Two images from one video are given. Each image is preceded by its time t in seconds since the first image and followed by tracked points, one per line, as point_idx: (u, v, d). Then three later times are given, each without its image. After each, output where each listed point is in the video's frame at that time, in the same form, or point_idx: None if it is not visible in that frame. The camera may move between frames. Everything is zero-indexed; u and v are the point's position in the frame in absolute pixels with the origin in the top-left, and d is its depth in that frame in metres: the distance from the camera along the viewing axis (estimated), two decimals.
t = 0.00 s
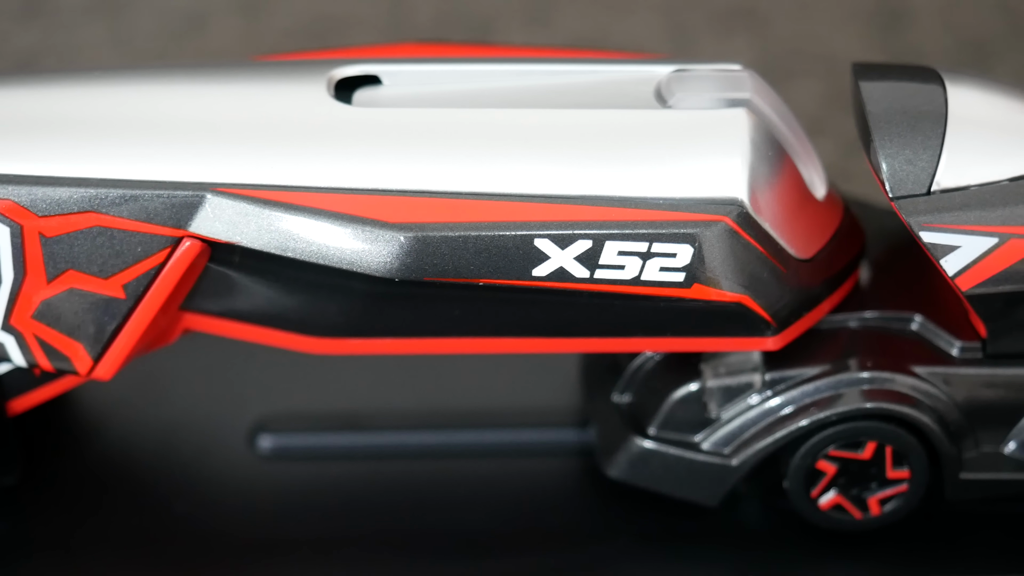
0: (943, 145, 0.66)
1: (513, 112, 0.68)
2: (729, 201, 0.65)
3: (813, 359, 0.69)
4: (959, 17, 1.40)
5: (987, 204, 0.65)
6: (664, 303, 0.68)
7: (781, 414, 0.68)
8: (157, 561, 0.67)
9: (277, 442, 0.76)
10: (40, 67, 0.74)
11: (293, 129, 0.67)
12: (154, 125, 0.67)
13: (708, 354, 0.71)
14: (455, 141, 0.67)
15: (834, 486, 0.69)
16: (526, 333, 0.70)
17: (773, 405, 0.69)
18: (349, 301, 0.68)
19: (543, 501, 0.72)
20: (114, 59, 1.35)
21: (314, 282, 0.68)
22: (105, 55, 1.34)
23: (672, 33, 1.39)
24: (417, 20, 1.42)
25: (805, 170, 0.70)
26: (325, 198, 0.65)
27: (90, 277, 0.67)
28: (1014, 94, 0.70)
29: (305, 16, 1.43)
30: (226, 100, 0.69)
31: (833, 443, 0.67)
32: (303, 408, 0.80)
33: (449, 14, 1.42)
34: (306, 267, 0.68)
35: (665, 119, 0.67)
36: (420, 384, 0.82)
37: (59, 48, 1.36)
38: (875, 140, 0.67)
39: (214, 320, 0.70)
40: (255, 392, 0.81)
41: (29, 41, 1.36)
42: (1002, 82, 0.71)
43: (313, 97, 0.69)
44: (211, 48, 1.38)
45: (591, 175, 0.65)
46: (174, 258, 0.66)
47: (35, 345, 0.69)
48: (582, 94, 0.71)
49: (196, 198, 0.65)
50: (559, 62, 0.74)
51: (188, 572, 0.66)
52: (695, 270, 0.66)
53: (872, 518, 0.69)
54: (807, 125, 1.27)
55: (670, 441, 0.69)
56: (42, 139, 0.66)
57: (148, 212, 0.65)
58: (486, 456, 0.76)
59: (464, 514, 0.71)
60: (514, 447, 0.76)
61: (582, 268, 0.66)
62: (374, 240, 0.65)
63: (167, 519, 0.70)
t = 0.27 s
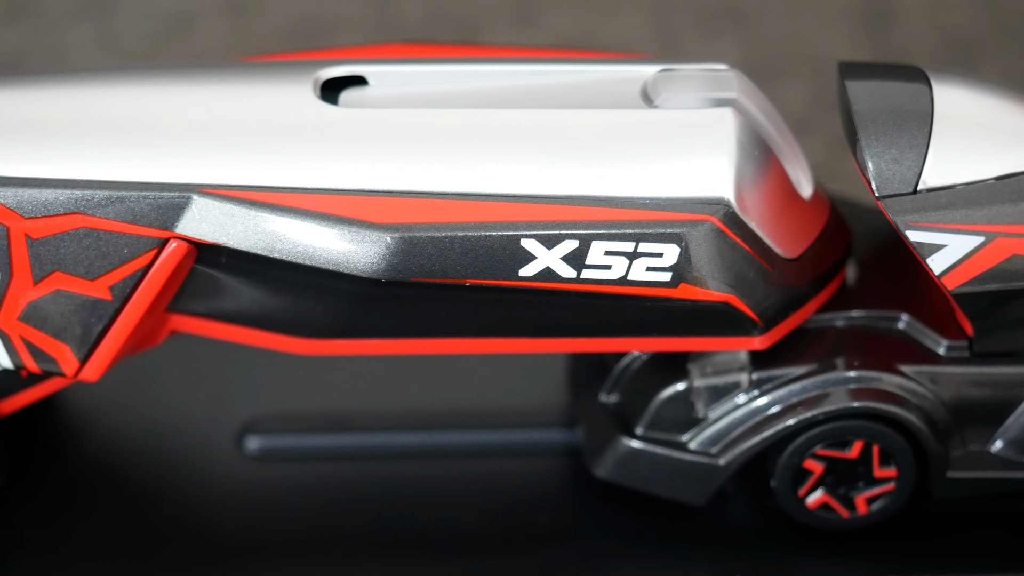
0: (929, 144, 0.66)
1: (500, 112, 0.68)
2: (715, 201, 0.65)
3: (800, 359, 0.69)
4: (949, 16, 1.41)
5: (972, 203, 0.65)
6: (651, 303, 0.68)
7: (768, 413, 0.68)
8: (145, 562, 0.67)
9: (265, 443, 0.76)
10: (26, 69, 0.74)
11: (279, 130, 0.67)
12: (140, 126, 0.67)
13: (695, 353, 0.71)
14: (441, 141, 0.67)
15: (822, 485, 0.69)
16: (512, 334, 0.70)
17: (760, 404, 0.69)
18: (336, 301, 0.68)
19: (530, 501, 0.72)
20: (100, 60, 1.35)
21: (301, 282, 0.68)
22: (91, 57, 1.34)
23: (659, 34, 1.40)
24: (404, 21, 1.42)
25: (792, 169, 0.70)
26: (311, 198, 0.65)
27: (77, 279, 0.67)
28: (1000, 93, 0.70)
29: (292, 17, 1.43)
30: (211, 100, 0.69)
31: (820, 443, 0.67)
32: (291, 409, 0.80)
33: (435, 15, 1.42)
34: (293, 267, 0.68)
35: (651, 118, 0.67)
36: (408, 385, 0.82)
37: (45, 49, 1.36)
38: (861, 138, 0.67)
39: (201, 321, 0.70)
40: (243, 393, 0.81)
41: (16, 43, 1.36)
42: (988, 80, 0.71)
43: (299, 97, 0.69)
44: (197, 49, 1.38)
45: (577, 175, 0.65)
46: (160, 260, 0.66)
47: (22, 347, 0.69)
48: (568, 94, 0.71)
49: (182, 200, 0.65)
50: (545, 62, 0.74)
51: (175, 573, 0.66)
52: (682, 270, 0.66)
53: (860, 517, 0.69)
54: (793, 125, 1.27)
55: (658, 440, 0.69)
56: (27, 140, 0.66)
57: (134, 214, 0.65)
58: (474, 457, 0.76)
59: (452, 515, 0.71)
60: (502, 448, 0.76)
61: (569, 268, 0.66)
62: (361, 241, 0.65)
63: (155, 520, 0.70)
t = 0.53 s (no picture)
0: (911, 143, 0.66)
1: (482, 113, 0.68)
2: (698, 200, 0.65)
3: (783, 358, 0.69)
4: (936, 17, 1.41)
5: (954, 202, 0.65)
6: (633, 303, 0.68)
7: (751, 413, 0.68)
8: (129, 564, 0.67)
9: (248, 445, 0.76)
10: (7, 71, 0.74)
11: (262, 131, 0.67)
12: (121, 128, 0.67)
13: (678, 353, 0.71)
14: (423, 142, 0.67)
15: (805, 484, 0.69)
16: (495, 334, 0.70)
17: (744, 403, 0.69)
18: (319, 303, 0.68)
19: (514, 502, 0.72)
20: (83, 61, 1.36)
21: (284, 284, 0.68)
22: (74, 59, 1.34)
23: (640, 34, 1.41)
24: (385, 21, 1.43)
25: (774, 168, 0.70)
26: (293, 200, 0.65)
27: (59, 281, 0.67)
28: (982, 92, 0.70)
29: (275, 17, 1.43)
30: (194, 102, 0.69)
31: (803, 442, 0.68)
32: (276, 410, 0.80)
33: (417, 15, 1.43)
34: (275, 268, 0.68)
35: (633, 118, 0.67)
36: (393, 386, 0.82)
37: (28, 50, 1.36)
38: (843, 137, 0.67)
39: (184, 323, 0.70)
40: (228, 395, 0.81)
41: None
42: (970, 79, 0.71)
43: (281, 99, 0.69)
44: (180, 49, 1.39)
45: (559, 175, 0.65)
46: (142, 262, 0.66)
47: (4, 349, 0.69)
48: (550, 95, 0.71)
49: (164, 201, 0.65)
50: (527, 63, 0.74)
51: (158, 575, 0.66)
52: (664, 270, 0.66)
53: (843, 516, 0.70)
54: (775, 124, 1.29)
55: (641, 440, 0.69)
56: (9, 142, 0.66)
57: (116, 215, 0.65)
58: (458, 458, 0.76)
59: (436, 515, 0.71)
60: (486, 448, 0.76)
61: (552, 269, 0.66)
62: (343, 242, 0.65)
63: (138, 521, 0.70)
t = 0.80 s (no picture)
0: (897, 142, 0.66)
1: (469, 113, 0.68)
2: (684, 200, 0.65)
3: (770, 357, 0.69)
4: (926, 17, 1.42)
5: (941, 201, 0.65)
6: (620, 303, 0.68)
7: (739, 412, 0.68)
8: (116, 567, 0.67)
9: (237, 446, 0.76)
10: None
11: (248, 132, 0.67)
12: (107, 129, 0.67)
13: (665, 353, 0.71)
14: (410, 143, 0.66)
15: (793, 483, 0.69)
16: (482, 335, 0.70)
17: (731, 403, 0.69)
18: (305, 304, 0.69)
19: (502, 503, 0.72)
20: (69, 64, 1.36)
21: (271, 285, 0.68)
22: (61, 62, 1.34)
23: (629, 33, 1.42)
24: (372, 22, 1.43)
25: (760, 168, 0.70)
26: (280, 201, 0.65)
27: (45, 283, 0.66)
28: (969, 91, 0.70)
29: (261, 19, 1.44)
30: (180, 103, 0.69)
31: (790, 441, 0.68)
32: (264, 411, 0.80)
33: (403, 17, 1.43)
34: (261, 270, 0.68)
35: (620, 118, 0.67)
36: (381, 387, 0.82)
37: (14, 51, 1.36)
38: (829, 137, 0.67)
39: (170, 324, 0.70)
40: (217, 396, 0.81)
41: None
42: (956, 78, 0.71)
43: (267, 100, 0.69)
44: (166, 51, 1.39)
45: (546, 175, 0.65)
46: (129, 263, 0.66)
47: None
48: (536, 95, 0.71)
49: (150, 203, 0.65)
50: (513, 63, 0.74)
51: None
52: (651, 270, 0.66)
53: (831, 515, 0.70)
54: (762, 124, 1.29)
55: (629, 440, 0.69)
56: None
57: (103, 217, 0.65)
58: (446, 458, 0.76)
59: (424, 516, 0.71)
60: (474, 449, 0.76)
61: (538, 269, 0.66)
62: (329, 243, 0.65)
63: (126, 524, 0.70)
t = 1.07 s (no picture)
0: (881, 141, 0.66)
1: (453, 114, 0.68)
2: (669, 200, 0.65)
3: (755, 357, 0.69)
4: (914, 17, 1.42)
5: (926, 200, 0.65)
6: (605, 303, 0.68)
7: (724, 412, 0.68)
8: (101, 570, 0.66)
9: (225, 448, 0.76)
10: None
11: (232, 134, 0.67)
12: (91, 131, 0.67)
13: (651, 353, 0.71)
14: (394, 143, 0.66)
15: (779, 483, 0.69)
16: (467, 336, 0.70)
17: (717, 402, 0.69)
18: (290, 308, 0.68)
19: (488, 503, 0.72)
20: (54, 66, 1.36)
21: (257, 285, 0.68)
22: (46, 64, 1.34)
23: (616, 35, 1.42)
24: (358, 24, 1.43)
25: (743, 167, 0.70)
26: (265, 203, 0.65)
27: (30, 285, 0.66)
28: (953, 90, 0.70)
29: (247, 21, 1.43)
30: (164, 105, 0.69)
31: (776, 441, 0.68)
32: (251, 413, 0.80)
33: (389, 19, 1.43)
34: (246, 271, 0.68)
35: (604, 119, 0.67)
36: (368, 388, 0.83)
37: None
38: (813, 137, 0.67)
39: (155, 326, 0.70)
40: (203, 398, 0.81)
41: None
42: (940, 78, 0.71)
43: (251, 101, 0.69)
44: (151, 53, 1.39)
45: (530, 176, 0.65)
46: (114, 265, 0.66)
47: None
48: (520, 95, 0.71)
49: (134, 205, 0.64)
50: (497, 64, 0.74)
51: None
52: (636, 270, 0.66)
53: (817, 514, 0.70)
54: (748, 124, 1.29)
55: (615, 440, 0.69)
56: None
57: (87, 219, 0.64)
58: (432, 459, 0.76)
59: (411, 517, 0.71)
60: (460, 449, 0.76)
61: (523, 270, 0.66)
62: (314, 244, 0.65)
63: (112, 526, 0.70)
